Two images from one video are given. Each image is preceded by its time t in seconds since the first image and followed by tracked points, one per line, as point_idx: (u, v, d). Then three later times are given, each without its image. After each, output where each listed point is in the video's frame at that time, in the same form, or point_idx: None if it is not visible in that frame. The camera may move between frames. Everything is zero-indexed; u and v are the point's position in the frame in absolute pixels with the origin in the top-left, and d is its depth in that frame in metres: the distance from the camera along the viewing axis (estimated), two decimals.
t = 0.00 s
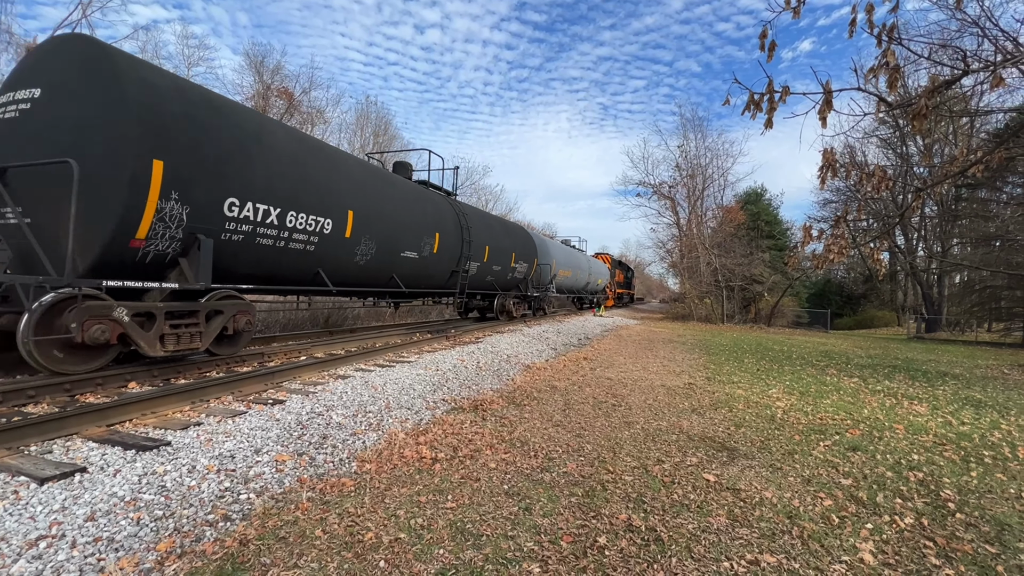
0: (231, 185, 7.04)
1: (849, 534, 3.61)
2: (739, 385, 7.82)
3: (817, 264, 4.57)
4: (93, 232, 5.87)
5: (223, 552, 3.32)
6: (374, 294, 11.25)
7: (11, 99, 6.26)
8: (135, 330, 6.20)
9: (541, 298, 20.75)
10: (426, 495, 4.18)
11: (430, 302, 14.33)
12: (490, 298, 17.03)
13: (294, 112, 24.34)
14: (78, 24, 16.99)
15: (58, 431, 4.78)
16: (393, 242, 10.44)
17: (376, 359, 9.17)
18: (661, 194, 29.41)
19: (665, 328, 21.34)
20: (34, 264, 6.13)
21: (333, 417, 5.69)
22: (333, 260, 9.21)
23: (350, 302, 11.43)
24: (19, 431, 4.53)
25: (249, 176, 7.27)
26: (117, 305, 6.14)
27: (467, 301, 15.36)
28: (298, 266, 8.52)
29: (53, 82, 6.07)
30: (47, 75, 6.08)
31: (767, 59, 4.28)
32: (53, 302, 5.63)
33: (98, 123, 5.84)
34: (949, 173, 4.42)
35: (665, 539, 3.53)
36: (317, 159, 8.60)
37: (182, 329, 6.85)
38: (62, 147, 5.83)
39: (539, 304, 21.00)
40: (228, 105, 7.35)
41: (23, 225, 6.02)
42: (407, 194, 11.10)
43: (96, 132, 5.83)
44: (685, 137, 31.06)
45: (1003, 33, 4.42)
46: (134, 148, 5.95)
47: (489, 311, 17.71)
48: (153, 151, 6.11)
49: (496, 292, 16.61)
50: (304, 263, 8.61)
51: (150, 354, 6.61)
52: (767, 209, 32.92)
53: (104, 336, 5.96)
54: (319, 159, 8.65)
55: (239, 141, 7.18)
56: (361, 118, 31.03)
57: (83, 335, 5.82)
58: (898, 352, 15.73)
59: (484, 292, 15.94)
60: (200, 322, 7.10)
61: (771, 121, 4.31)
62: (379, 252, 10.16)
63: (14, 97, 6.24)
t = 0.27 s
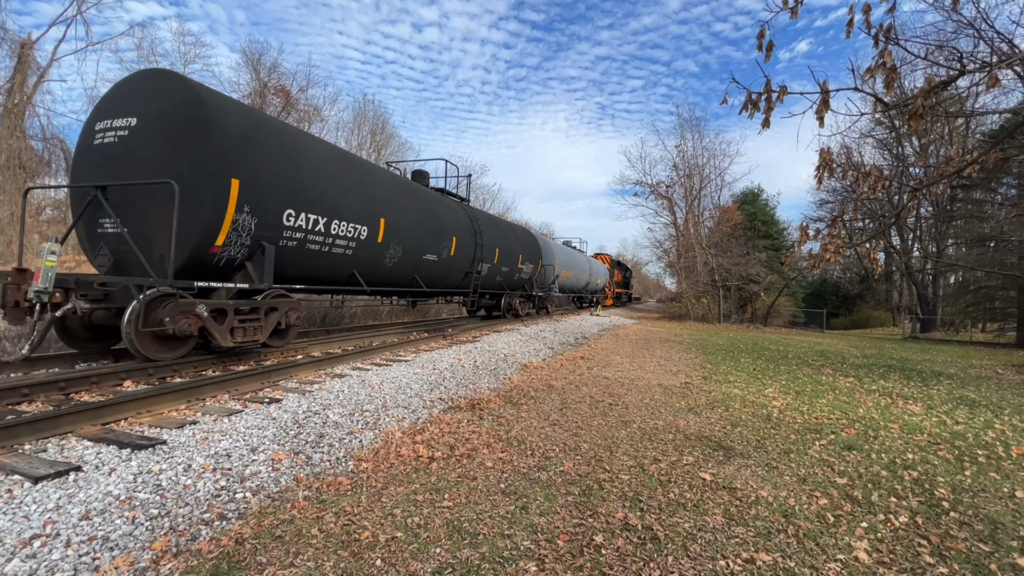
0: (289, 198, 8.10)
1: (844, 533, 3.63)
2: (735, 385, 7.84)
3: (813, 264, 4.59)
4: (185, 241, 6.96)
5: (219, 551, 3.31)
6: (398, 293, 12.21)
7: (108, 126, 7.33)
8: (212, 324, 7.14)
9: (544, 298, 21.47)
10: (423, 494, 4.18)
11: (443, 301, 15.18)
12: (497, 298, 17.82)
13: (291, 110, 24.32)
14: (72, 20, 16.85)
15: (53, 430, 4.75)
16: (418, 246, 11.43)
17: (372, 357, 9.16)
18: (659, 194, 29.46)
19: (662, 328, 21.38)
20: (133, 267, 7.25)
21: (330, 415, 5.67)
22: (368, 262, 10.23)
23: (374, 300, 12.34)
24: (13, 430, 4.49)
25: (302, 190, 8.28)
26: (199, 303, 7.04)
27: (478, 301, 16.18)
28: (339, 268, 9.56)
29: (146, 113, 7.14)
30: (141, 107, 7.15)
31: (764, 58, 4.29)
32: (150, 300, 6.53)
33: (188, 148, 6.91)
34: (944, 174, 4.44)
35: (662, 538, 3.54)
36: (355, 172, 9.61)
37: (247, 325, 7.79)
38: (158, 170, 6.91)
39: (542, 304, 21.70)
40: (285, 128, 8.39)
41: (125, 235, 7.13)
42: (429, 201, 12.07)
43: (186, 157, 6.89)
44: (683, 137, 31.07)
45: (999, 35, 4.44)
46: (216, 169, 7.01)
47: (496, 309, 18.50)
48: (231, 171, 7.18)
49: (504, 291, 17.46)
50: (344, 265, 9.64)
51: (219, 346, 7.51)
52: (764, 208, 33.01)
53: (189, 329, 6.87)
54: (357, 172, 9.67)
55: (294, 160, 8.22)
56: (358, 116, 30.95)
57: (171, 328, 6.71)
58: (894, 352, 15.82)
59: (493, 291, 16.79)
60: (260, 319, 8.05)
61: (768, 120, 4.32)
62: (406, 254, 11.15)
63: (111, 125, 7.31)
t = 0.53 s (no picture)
0: (334, 208, 9.04)
1: (840, 531, 3.65)
2: (731, 384, 7.88)
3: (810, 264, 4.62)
4: (250, 248, 7.88)
5: (216, 550, 3.30)
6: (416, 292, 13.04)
7: (178, 145, 8.21)
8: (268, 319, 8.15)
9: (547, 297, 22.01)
10: (420, 493, 4.19)
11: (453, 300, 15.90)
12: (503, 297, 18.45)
13: (288, 108, 24.45)
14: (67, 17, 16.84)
15: (47, 429, 4.72)
16: (437, 249, 12.34)
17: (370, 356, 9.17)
18: (656, 194, 29.51)
19: (659, 328, 21.44)
20: (200, 270, 8.13)
21: (327, 414, 5.65)
22: (393, 264, 11.12)
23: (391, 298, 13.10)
24: (8, 429, 4.45)
25: (342, 201, 9.23)
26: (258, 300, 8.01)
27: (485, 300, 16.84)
28: (370, 269, 10.46)
29: (214, 134, 8.05)
30: (209, 128, 8.07)
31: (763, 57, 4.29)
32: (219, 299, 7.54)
33: (254, 166, 7.85)
34: (940, 175, 4.45)
35: (659, 537, 3.56)
36: (384, 183, 10.52)
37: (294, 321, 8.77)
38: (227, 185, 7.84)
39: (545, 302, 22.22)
40: (327, 145, 9.34)
41: (195, 241, 8.03)
42: (446, 207, 12.95)
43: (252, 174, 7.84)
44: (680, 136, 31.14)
45: (995, 37, 4.47)
46: (277, 185, 7.96)
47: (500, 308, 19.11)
48: (288, 185, 8.12)
49: (510, 291, 18.15)
50: (374, 266, 10.55)
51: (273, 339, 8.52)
52: (761, 209, 33.13)
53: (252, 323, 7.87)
54: (386, 182, 10.58)
55: (337, 174, 9.17)
56: (356, 115, 30.89)
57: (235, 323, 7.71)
58: (889, 352, 15.93)
59: (499, 291, 17.52)
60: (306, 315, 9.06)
61: (766, 119, 4.32)
62: (426, 257, 12.04)
63: (180, 144, 8.20)
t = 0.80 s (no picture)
0: (370, 216, 9.90)
1: (836, 531, 3.68)
2: (729, 384, 7.91)
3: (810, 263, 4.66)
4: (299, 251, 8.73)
5: (213, 548, 3.31)
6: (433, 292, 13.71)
7: (236, 161, 9.16)
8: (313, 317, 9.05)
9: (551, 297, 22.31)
10: (418, 492, 4.20)
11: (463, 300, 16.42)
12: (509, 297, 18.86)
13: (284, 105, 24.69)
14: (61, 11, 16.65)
15: (44, 428, 4.70)
16: (455, 252, 13.10)
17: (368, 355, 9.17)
18: (653, 194, 29.57)
19: (657, 327, 21.44)
20: (254, 272, 9.00)
21: (324, 414, 5.63)
22: (416, 266, 11.87)
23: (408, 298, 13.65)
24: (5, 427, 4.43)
25: (378, 209, 10.06)
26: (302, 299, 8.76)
27: (493, 301, 17.27)
28: (397, 271, 11.24)
29: (270, 152, 9.00)
30: (265, 146, 9.02)
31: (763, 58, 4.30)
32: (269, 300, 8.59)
33: (305, 180, 8.77)
34: (938, 176, 4.49)
35: (656, 536, 3.57)
36: (411, 191, 11.35)
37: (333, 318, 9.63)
38: (281, 196, 8.77)
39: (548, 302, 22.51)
40: (364, 159, 10.22)
41: (251, 246, 8.93)
42: (462, 212, 13.73)
43: (304, 186, 8.76)
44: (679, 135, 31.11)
45: (993, 39, 4.50)
46: (325, 196, 8.85)
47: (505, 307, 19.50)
48: (334, 195, 9.01)
49: (517, 290, 18.66)
50: (401, 268, 11.32)
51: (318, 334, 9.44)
52: (758, 208, 33.02)
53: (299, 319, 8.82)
54: (413, 191, 11.42)
55: (374, 185, 10.07)
56: (354, 113, 30.77)
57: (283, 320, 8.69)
58: (886, 352, 16.06)
59: (507, 291, 18.02)
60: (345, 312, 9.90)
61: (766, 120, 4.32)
62: (445, 259, 12.79)
63: (238, 161, 9.15)
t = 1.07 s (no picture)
0: (389, 218, 10.42)
1: (855, 547, 3.42)
2: (741, 391, 7.58)
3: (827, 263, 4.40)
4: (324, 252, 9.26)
5: (190, 566, 3.00)
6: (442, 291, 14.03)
7: (263, 166, 9.64)
8: (338, 315, 9.72)
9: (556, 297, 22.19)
10: (409, 506, 3.89)
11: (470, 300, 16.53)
12: (514, 297, 18.83)
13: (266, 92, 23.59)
14: None
15: (6, 437, 4.33)
16: (466, 252, 13.50)
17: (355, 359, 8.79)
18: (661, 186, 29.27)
19: (668, 330, 21.23)
20: (281, 272, 9.50)
21: (309, 422, 5.27)
22: (429, 266, 12.30)
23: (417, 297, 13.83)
24: None
25: (395, 211, 10.53)
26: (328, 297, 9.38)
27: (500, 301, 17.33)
28: (411, 271, 11.66)
29: (297, 158, 9.51)
30: (292, 153, 9.52)
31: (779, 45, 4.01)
32: (298, 299, 9.20)
33: (332, 185, 9.33)
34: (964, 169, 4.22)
35: (664, 553, 3.29)
36: (424, 194, 11.82)
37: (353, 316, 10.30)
38: (309, 201, 9.30)
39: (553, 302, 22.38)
40: (382, 163, 10.68)
41: (279, 247, 9.42)
42: (473, 214, 14.16)
43: (331, 191, 9.30)
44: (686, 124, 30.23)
45: (1020, 22, 4.23)
46: (350, 200, 9.37)
47: (511, 307, 19.45)
48: (358, 199, 9.54)
49: (524, 290, 18.79)
50: (415, 269, 11.75)
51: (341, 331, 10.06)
52: (771, 204, 32.85)
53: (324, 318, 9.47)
54: (426, 194, 11.87)
55: (392, 189, 10.57)
56: (340, 101, 30.07)
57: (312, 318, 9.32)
58: (905, 356, 15.77)
59: (513, 291, 18.10)
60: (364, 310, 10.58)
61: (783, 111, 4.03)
62: (455, 259, 13.17)
63: (265, 166, 9.62)
